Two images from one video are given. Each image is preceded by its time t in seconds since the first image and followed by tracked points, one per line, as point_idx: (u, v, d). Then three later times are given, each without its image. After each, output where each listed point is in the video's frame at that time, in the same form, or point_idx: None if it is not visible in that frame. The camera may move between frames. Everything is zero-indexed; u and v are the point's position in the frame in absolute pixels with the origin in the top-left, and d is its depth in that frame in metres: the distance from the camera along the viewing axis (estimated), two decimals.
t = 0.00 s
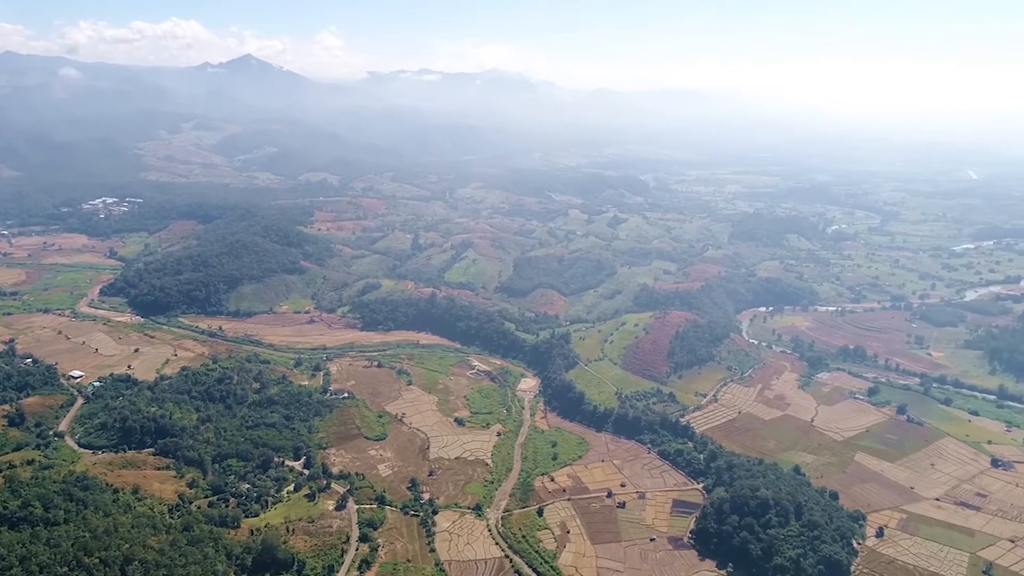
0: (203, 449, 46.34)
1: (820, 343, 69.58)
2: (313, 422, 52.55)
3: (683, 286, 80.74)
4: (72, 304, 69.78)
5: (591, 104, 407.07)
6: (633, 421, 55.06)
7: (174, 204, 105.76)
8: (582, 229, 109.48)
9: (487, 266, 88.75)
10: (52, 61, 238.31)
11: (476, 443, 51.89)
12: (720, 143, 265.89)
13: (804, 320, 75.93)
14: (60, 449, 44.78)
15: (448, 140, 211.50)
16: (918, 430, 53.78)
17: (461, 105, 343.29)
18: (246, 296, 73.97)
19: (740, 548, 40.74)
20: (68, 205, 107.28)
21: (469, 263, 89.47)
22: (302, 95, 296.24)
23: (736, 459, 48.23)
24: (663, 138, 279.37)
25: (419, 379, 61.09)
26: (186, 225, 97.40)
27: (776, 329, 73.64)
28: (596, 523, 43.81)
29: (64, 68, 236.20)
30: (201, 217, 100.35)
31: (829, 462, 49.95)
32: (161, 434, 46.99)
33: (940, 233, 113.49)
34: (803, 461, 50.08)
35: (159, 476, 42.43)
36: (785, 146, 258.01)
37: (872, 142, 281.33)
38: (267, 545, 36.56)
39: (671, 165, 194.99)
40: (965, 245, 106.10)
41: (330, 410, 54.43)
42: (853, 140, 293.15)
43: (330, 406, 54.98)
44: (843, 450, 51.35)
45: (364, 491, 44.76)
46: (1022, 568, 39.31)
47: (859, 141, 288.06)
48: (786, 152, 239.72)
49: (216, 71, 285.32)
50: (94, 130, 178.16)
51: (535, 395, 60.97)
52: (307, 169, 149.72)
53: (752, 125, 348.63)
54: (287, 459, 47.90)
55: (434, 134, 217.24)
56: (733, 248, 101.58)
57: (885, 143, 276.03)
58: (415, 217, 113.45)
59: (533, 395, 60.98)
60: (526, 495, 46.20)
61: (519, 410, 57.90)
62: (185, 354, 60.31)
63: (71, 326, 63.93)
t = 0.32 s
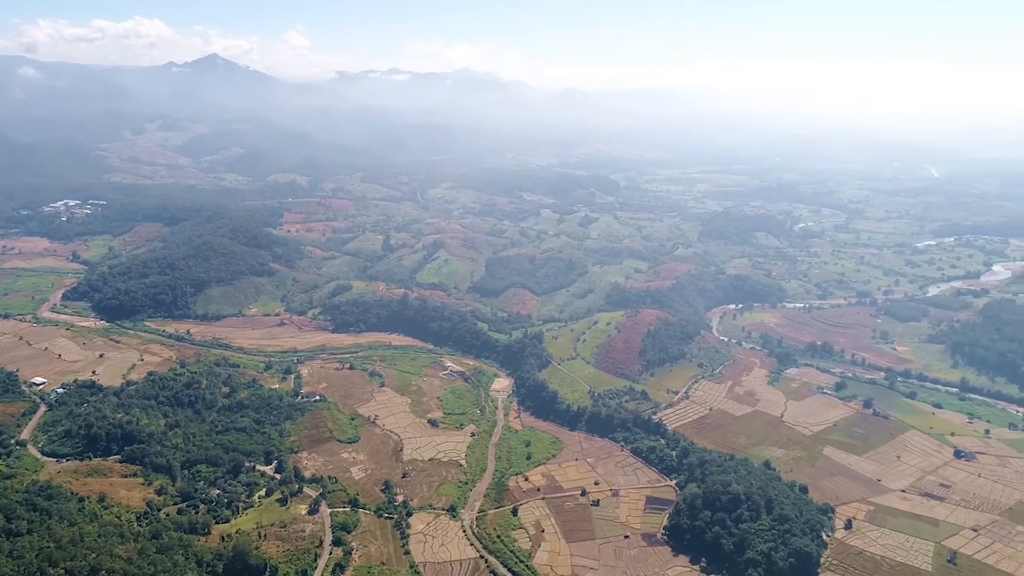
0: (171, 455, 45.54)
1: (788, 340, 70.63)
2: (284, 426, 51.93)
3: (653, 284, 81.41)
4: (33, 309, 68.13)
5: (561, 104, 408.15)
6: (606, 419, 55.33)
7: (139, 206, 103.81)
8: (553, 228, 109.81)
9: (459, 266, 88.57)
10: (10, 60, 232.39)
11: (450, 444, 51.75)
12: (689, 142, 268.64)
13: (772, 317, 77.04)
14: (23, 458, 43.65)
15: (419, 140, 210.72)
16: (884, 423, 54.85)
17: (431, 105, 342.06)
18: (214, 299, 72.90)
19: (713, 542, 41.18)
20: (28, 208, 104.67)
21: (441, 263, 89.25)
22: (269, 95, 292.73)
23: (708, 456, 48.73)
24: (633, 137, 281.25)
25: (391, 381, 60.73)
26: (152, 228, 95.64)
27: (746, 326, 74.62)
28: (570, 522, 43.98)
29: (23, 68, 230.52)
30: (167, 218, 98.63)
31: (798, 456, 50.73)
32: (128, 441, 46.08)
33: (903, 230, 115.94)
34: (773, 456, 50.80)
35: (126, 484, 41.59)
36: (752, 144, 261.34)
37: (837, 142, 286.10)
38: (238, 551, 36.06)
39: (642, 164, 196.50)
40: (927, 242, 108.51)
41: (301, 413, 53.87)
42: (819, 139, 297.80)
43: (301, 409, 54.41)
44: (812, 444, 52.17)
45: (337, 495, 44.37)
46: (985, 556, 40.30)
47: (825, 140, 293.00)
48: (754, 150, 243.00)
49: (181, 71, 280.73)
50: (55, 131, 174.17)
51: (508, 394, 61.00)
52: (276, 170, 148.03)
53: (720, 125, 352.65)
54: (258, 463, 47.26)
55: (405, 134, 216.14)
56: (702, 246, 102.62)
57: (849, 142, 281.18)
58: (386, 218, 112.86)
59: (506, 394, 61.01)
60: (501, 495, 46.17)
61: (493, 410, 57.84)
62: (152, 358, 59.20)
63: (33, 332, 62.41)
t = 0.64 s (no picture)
0: (140, 461, 44.71)
1: (759, 337, 71.54)
2: (256, 430, 51.36)
3: (626, 282, 81.91)
4: None
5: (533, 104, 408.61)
6: (580, 418, 55.50)
7: (105, 208, 101.85)
8: (526, 228, 109.92)
9: (432, 267, 88.26)
10: None
11: (425, 445, 51.54)
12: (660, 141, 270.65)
13: (743, 315, 77.94)
14: None
15: (391, 140, 209.59)
16: (853, 417, 55.84)
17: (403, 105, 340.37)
18: (183, 302, 71.79)
19: (687, 538, 41.52)
20: None
21: (414, 264, 88.86)
22: (238, 95, 288.92)
23: (682, 452, 49.15)
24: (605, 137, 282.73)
25: (365, 383, 60.31)
26: (118, 230, 93.86)
27: (717, 323, 75.43)
28: (546, 520, 44.06)
29: None
30: (133, 220, 96.88)
31: (770, 451, 51.39)
32: (95, 447, 45.13)
33: (869, 227, 118.04)
34: (745, 451, 51.39)
35: (94, 491, 40.76)
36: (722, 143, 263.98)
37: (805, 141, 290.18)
38: (210, 557, 35.55)
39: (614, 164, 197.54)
40: (892, 239, 110.66)
41: (274, 417, 53.29)
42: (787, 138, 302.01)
43: (273, 412, 53.82)
44: (783, 439, 52.88)
45: (311, 498, 43.94)
46: (951, 546, 41.21)
47: (794, 139, 296.55)
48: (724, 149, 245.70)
49: (146, 71, 276.08)
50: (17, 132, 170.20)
51: (482, 395, 60.93)
52: (246, 170, 146.28)
53: (691, 125, 356.01)
54: (229, 468, 46.64)
55: (377, 134, 214.71)
56: (674, 245, 103.49)
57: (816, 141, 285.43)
58: (358, 219, 112.09)
59: (481, 395, 60.94)
60: (476, 495, 46.11)
61: (467, 410, 57.75)
62: (119, 363, 58.11)
63: None
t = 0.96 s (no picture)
0: (103, 469, 43.71)
1: (727, 333, 72.49)
2: (224, 435, 50.55)
3: (596, 281, 82.41)
4: None
5: (502, 104, 408.51)
6: (551, 416, 55.66)
7: (64, 210, 99.41)
8: (496, 228, 109.91)
9: (401, 267, 87.82)
10: None
11: (396, 447, 51.25)
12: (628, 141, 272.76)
13: (711, 312, 78.88)
14: None
15: (359, 141, 208.05)
16: (819, 411, 56.86)
17: (370, 105, 337.74)
18: (146, 306, 70.43)
19: (659, 534, 41.83)
20: None
21: (383, 265, 88.31)
22: (201, 95, 283.95)
23: (652, 449, 49.58)
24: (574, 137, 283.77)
25: (334, 385, 59.74)
26: (78, 233, 91.68)
27: (686, 321, 76.29)
28: (518, 520, 44.10)
29: None
30: (94, 223, 94.73)
31: (738, 446, 52.10)
32: (55, 456, 44.00)
33: (832, 225, 120.28)
34: (715, 447, 52.04)
35: (55, 501, 39.75)
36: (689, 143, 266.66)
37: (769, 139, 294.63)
38: (178, 565, 34.94)
39: (583, 163, 198.52)
40: (854, 236, 112.89)
41: (242, 421, 52.55)
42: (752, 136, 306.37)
43: (241, 417, 53.08)
44: (751, 434, 53.65)
45: (281, 503, 43.42)
46: (914, 535, 42.21)
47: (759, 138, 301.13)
48: (690, 149, 248.36)
49: (106, 71, 270.30)
50: None
51: (453, 395, 60.79)
52: (210, 171, 144.02)
53: (658, 125, 359.20)
54: (197, 474, 45.82)
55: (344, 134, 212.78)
56: (642, 243, 104.36)
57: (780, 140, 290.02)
58: (326, 220, 111.08)
59: (452, 395, 60.81)
60: (448, 496, 45.96)
61: (438, 411, 57.54)
62: (81, 369, 56.76)
63: None
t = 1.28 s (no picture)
0: (64, 478, 42.63)
1: (695, 330, 73.28)
2: (189, 441, 49.68)
3: (565, 280, 82.71)
4: None
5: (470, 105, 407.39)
6: (522, 416, 55.69)
7: (20, 214, 96.70)
8: (464, 228, 109.63)
9: (370, 268, 87.14)
10: None
11: (366, 450, 50.83)
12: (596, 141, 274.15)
13: (679, 309, 79.67)
14: None
15: (326, 141, 206.01)
16: (785, 406, 57.80)
17: (336, 105, 334.25)
18: (108, 311, 68.87)
19: (630, 531, 42.09)
20: None
21: (351, 266, 87.57)
22: (163, 94, 278.35)
23: (623, 446, 49.88)
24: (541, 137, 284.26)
25: (303, 389, 59.08)
26: (35, 236, 89.26)
27: (654, 318, 76.98)
28: (490, 520, 44.05)
29: None
30: (51, 226, 92.32)
31: (707, 441, 52.72)
32: (13, 466, 42.80)
33: (796, 222, 122.30)
34: (684, 443, 52.59)
35: (13, 513, 38.65)
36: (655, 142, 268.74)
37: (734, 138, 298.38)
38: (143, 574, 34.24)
39: (552, 162, 199.03)
40: (817, 233, 115.00)
41: (208, 427, 51.68)
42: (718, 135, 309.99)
43: (207, 422, 52.19)
44: (720, 429, 54.31)
45: (250, 509, 42.80)
46: (878, 525, 43.12)
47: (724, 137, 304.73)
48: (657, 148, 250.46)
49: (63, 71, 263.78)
50: None
51: (424, 396, 60.51)
52: (173, 173, 141.34)
53: (626, 125, 361.60)
54: (161, 482, 44.94)
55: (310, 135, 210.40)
56: (611, 242, 105.00)
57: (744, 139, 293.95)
58: (293, 221, 109.78)
59: (422, 396, 60.52)
60: (420, 498, 45.73)
61: (409, 413, 57.22)
62: (39, 376, 55.28)
63: None
